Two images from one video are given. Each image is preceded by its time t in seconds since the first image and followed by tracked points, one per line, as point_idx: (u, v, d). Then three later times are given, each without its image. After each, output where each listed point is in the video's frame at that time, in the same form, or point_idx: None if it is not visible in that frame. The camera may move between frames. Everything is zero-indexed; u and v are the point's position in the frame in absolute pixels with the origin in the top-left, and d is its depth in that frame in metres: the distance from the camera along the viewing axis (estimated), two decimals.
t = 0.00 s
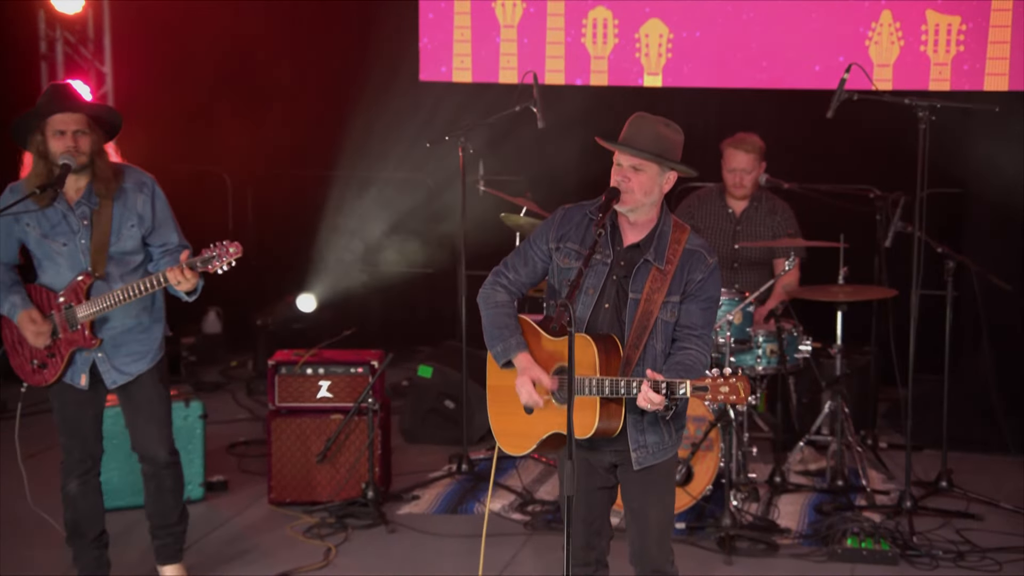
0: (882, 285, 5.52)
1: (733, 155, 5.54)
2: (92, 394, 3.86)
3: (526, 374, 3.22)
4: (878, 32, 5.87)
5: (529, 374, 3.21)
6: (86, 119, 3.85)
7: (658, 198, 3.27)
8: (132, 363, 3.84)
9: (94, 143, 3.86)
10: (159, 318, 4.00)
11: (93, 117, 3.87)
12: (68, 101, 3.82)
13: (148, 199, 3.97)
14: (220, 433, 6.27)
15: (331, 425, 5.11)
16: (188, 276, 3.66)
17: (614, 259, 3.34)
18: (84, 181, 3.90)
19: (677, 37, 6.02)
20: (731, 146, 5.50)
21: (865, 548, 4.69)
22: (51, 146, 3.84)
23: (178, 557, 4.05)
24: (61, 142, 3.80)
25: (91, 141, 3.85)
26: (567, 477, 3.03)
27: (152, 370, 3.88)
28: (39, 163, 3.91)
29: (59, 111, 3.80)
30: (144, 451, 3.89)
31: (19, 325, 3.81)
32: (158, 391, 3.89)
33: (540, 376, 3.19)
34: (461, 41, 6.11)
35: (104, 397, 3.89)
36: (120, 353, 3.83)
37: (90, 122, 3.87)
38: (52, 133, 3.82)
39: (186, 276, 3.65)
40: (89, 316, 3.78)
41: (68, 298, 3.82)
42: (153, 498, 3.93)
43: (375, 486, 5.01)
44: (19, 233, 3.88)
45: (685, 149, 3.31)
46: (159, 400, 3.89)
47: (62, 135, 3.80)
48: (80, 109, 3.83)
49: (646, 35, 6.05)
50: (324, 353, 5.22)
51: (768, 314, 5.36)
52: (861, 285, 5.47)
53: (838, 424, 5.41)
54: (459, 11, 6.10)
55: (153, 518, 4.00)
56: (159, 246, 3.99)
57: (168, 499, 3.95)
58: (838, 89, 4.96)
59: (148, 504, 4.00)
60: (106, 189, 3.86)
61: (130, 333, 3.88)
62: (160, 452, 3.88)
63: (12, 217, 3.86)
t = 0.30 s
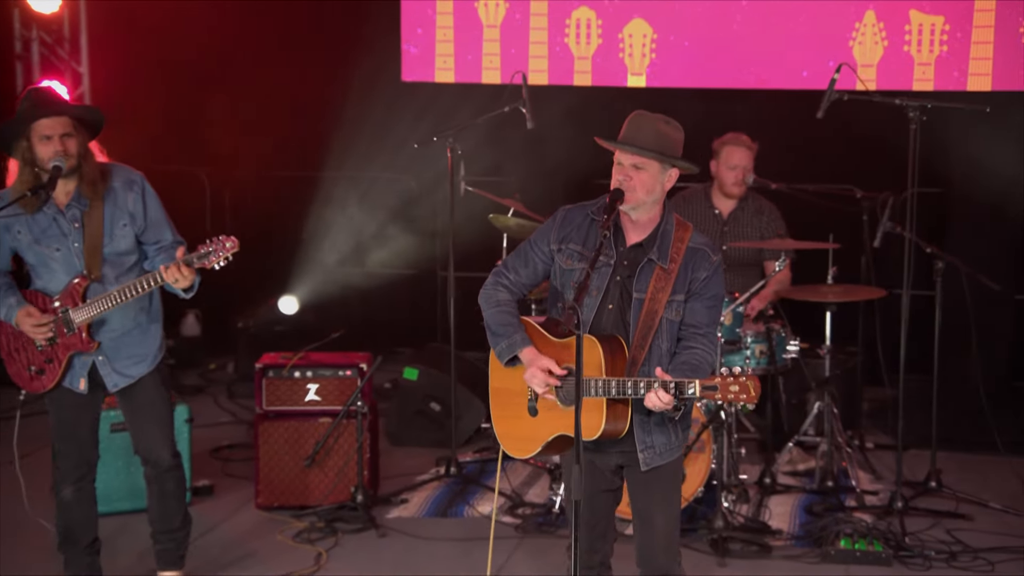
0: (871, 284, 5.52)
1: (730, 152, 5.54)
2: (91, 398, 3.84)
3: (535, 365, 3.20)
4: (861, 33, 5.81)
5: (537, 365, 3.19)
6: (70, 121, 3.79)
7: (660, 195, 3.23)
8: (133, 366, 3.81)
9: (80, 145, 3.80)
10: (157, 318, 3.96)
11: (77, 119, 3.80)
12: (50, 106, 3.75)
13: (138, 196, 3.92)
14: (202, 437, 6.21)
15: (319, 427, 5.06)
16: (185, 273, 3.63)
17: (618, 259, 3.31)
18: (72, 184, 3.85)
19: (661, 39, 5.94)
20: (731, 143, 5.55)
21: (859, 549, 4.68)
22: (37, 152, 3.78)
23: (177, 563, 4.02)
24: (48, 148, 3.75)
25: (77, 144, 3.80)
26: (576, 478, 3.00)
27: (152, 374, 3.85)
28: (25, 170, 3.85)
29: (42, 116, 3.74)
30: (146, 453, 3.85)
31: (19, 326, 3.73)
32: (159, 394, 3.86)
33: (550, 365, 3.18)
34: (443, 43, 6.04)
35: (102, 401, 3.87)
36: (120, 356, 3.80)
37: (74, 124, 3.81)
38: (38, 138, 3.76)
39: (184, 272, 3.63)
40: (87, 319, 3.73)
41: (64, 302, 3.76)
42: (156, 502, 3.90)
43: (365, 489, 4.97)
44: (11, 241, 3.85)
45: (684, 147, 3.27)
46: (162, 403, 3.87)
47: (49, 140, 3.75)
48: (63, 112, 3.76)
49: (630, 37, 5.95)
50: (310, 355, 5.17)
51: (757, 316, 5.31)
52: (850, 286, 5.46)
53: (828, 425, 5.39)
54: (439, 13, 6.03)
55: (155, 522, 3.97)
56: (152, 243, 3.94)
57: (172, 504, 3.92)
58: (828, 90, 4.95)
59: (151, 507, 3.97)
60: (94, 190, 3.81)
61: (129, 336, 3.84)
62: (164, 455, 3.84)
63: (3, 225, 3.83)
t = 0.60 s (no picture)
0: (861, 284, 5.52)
1: (721, 151, 5.55)
2: (90, 404, 3.84)
3: (538, 368, 3.18)
4: (846, 33, 5.81)
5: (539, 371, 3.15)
6: (73, 127, 3.76)
7: (667, 202, 3.23)
8: (134, 373, 3.77)
9: (85, 150, 3.77)
10: (161, 322, 3.92)
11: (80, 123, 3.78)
12: (53, 112, 3.73)
13: (143, 201, 3.88)
14: (187, 441, 6.16)
15: (308, 432, 5.01)
16: (187, 278, 3.57)
17: (624, 264, 3.30)
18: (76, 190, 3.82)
19: (646, 39, 5.96)
20: (725, 142, 5.56)
21: (854, 550, 4.66)
22: (41, 159, 3.76)
23: (172, 571, 3.96)
24: (52, 154, 3.72)
25: (82, 149, 3.77)
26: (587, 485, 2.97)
27: (154, 382, 3.81)
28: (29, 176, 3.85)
29: (45, 123, 3.72)
30: (142, 461, 3.82)
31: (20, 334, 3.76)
32: (159, 401, 3.82)
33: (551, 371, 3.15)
34: (428, 43, 6.07)
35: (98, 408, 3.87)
36: (121, 362, 3.76)
37: (77, 130, 3.79)
38: (41, 146, 3.74)
39: (185, 277, 3.57)
40: (88, 326, 3.72)
41: (66, 307, 3.76)
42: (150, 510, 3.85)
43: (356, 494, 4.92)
44: (18, 249, 3.83)
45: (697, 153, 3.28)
46: (161, 410, 3.82)
47: (52, 146, 3.72)
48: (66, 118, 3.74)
49: (615, 37, 5.96)
50: (299, 359, 5.11)
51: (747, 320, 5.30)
52: (841, 285, 5.46)
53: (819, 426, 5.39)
54: (423, 13, 6.04)
55: (149, 530, 3.91)
56: (157, 249, 3.88)
57: (166, 513, 3.88)
58: (820, 90, 4.93)
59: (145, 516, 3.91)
60: (98, 195, 3.78)
61: (132, 342, 3.80)
62: (163, 466, 3.82)
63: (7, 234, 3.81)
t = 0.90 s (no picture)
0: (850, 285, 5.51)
1: (708, 153, 5.51)
2: (103, 406, 3.82)
3: (542, 386, 3.13)
4: (831, 34, 5.80)
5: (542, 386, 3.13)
6: (98, 135, 3.81)
7: (664, 203, 3.13)
8: (150, 379, 3.78)
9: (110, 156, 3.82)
10: (178, 330, 3.95)
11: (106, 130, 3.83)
12: (79, 119, 3.78)
13: (164, 209, 3.91)
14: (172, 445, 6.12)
15: (299, 435, 4.99)
16: (200, 283, 3.60)
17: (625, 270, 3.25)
18: (100, 196, 3.86)
19: (632, 41, 5.93)
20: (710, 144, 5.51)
21: (848, 551, 4.65)
22: (65, 165, 3.80)
23: None
24: (78, 161, 3.76)
25: (107, 155, 3.82)
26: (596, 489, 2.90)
27: (169, 389, 3.82)
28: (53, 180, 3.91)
29: (71, 129, 3.76)
30: (148, 468, 3.80)
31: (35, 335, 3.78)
32: (171, 409, 3.83)
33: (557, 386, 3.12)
34: (411, 44, 5.99)
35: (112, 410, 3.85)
36: (137, 367, 3.78)
37: (102, 137, 3.83)
38: (66, 152, 3.77)
39: (198, 283, 3.60)
40: (103, 329, 3.73)
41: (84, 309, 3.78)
42: (149, 517, 3.83)
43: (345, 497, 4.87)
44: (41, 252, 3.86)
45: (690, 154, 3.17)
46: (171, 418, 3.83)
47: (79, 154, 3.76)
48: (91, 125, 3.79)
49: (600, 38, 5.93)
50: (288, 362, 5.09)
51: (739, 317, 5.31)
52: (831, 286, 5.45)
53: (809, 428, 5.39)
54: (408, 14, 5.97)
55: (142, 539, 3.89)
56: (176, 257, 3.90)
57: (163, 521, 3.86)
58: (811, 91, 4.92)
59: (141, 525, 3.89)
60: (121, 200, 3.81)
61: (149, 348, 3.83)
62: (167, 472, 3.81)
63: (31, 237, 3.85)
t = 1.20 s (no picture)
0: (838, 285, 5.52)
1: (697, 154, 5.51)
2: (110, 402, 3.92)
3: (543, 382, 3.11)
4: (815, 35, 5.78)
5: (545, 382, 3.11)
6: (122, 127, 3.94)
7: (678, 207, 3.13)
8: (157, 378, 3.88)
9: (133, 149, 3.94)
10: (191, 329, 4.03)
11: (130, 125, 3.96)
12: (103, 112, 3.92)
13: (180, 209, 4.00)
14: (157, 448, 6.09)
15: (289, 439, 4.95)
16: (206, 288, 3.71)
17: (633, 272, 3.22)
18: (119, 190, 3.99)
19: (615, 42, 5.91)
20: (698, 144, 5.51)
21: (841, 551, 4.64)
22: (89, 156, 3.93)
23: None
24: (101, 152, 3.89)
25: (130, 148, 3.94)
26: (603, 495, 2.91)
27: (175, 389, 3.91)
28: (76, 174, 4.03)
29: (96, 121, 3.90)
30: (147, 467, 3.89)
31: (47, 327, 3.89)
32: (174, 412, 3.92)
33: (560, 384, 3.09)
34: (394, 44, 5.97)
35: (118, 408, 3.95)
36: (145, 366, 3.87)
37: (126, 131, 3.96)
38: (90, 143, 3.90)
39: (202, 288, 3.70)
40: (113, 325, 3.84)
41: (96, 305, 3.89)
42: (146, 518, 3.92)
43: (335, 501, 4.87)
44: (58, 243, 3.99)
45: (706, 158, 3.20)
46: (173, 421, 3.92)
47: (101, 144, 3.89)
48: (115, 119, 3.92)
49: (583, 40, 5.91)
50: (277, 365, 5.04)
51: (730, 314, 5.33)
52: (819, 286, 5.46)
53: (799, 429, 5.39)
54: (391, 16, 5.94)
55: (138, 541, 3.96)
56: (190, 257, 4.01)
57: (159, 523, 3.94)
58: (801, 92, 4.92)
59: (137, 526, 3.96)
60: (139, 195, 3.94)
61: (158, 347, 3.92)
62: (164, 471, 3.89)
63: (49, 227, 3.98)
